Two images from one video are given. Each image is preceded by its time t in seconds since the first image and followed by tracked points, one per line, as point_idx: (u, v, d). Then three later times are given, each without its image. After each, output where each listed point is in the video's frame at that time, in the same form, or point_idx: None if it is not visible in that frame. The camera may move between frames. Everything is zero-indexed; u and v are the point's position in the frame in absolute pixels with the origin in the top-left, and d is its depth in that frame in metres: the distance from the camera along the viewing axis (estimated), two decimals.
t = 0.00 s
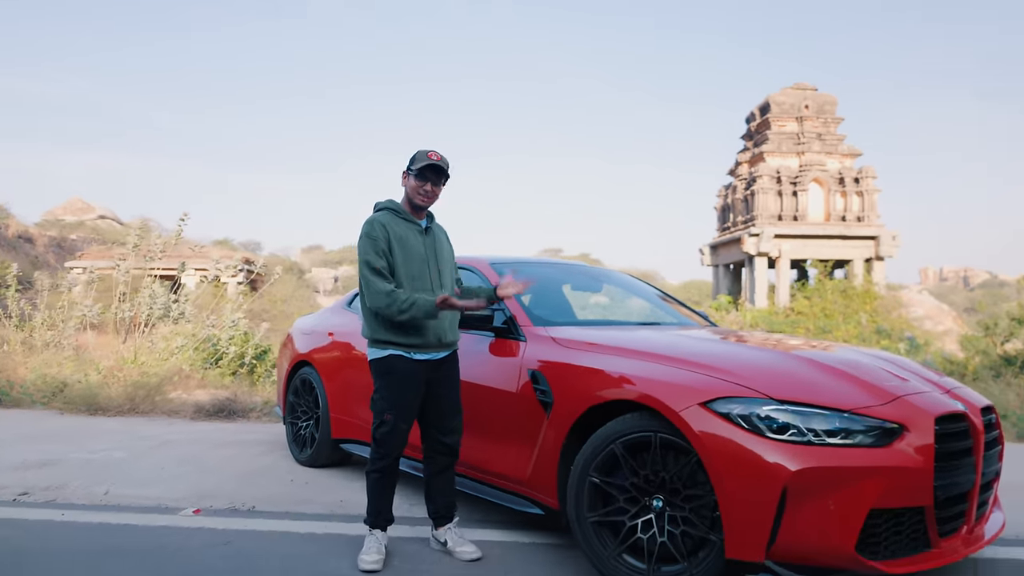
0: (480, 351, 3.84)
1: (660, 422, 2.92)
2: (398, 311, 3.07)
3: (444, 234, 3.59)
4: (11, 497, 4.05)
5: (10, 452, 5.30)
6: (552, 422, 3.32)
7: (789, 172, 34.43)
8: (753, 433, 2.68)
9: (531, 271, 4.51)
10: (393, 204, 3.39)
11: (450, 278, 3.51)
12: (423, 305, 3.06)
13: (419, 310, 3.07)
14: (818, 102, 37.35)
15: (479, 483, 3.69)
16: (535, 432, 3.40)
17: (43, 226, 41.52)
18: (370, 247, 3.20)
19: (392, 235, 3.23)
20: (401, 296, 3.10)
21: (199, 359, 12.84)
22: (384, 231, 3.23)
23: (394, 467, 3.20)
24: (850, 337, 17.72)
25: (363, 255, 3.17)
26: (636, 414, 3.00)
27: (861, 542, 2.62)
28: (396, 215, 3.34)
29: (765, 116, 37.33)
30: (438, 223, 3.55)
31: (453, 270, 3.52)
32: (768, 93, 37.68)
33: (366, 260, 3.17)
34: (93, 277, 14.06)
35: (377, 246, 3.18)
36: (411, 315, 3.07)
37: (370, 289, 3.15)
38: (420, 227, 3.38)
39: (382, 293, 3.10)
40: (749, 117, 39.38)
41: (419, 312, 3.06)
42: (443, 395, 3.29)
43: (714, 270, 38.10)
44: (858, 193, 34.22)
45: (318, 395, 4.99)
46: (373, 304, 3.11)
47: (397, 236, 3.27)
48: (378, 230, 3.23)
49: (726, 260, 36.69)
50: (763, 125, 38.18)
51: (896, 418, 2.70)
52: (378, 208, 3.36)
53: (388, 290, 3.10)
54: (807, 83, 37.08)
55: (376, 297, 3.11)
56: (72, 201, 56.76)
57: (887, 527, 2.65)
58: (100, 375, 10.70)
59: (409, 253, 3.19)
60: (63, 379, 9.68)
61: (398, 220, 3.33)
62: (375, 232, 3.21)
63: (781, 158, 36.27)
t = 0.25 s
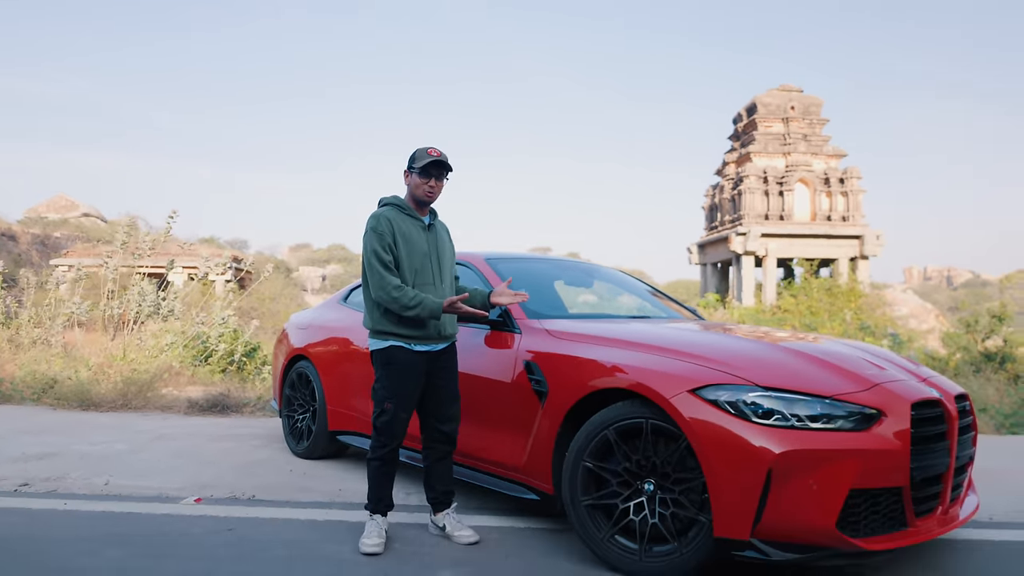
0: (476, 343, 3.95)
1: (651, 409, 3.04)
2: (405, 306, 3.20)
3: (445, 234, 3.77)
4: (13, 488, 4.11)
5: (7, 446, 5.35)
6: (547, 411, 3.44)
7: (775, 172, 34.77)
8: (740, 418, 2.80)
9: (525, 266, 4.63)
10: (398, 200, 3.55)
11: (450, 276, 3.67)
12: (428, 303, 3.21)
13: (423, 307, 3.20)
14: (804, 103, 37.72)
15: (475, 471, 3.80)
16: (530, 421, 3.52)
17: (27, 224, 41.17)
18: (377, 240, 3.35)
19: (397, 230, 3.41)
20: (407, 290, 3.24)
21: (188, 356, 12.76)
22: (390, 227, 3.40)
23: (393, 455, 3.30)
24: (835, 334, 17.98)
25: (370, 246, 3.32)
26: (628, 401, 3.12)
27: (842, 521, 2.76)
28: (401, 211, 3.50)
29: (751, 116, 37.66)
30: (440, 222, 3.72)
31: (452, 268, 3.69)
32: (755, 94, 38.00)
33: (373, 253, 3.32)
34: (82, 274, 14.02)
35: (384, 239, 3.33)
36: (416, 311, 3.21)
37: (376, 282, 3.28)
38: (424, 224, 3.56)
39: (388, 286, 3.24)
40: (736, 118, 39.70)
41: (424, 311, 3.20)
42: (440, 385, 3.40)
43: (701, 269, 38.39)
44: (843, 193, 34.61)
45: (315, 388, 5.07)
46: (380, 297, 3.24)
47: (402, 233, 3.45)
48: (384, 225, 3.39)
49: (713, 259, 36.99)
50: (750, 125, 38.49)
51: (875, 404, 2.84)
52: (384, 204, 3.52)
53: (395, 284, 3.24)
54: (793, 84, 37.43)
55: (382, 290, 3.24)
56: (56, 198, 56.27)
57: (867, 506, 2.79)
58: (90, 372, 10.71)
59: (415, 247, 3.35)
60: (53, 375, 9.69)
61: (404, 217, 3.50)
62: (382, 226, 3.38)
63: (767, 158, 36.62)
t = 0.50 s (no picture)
0: (465, 337, 4.04)
1: (636, 398, 3.14)
2: (396, 299, 3.36)
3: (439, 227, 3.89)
4: (5, 481, 4.15)
5: None
6: (535, 402, 3.53)
7: (758, 172, 35.09)
8: (722, 407, 2.91)
9: (513, 263, 4.72)
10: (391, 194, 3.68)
11: (444, 268, 3.80)
12: (419, 297, 3.36)
13: (414, 300, 3.35)
14: (786, 104, 38.12)
15: (464, 462, 3.88)
16: (518, 412, 3.61)
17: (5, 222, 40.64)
18: (370, 235, 3.49)
19: (390, 225, 3.54)
20: (399, 283, 3.39)
21: (172, 354, 12.39)
22: (382, 221, 3.53)
23: (387, 445, 3.45)
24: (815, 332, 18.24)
25: (364, 241, 3.46)
26: (614, 392, 3.23)
27: (818, 506, 2.87)
28: (395, 206, 3.63)
29: (734, 117, 37.99)
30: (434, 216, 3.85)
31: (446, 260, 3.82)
32: (738, 95, 38.35)
33: (367, 247, 3.46)
34: (65, 272, 13.92)
35: (376, 234, 3.47)
36: (407, 304, 3.36)
37: (369, 275, 3.44)
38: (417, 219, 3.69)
39: (381, 280, 3.39)
40: (719, 118, 40.04)
41: (415, 304, 3.35)
42: (431, 378, 3.57)
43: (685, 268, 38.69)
44: (824, 194, 35.03)
45: (304, 383, 5.14)
46: (373, 290, 3.40)
47: (395, 227, 3.58)
48: (378, 219, 3.53)
49: (696, 258, 37.30)
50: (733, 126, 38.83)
51: (851, 393, 2.96)
52: (378, 199, 3.66)
53: (387, 277, 3.39)
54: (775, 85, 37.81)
55: (374, 283, 3.39)
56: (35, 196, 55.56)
57: (842, 491, 2.91)
58: (73, 369, 10.66)
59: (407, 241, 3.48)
60: (37, 373, 9.64)
61: (397, 211, 3.62)
62: (374, 221, 3.51)
63: (750, 158, 36.97)
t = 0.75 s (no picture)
0: (456, 330, 4.08)
1: (626, 388, 3.21)
2: (383, 292, 3.43)
3: (434, 219, 3.94)
4: None
5: None
6: (526, 393, 3.59)
7: (742, 172, 35.37)
8: (709, 396, 2.98)
9: (503, 256, 4.76)
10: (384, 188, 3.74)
11: (438, 260, 3.85)
12: (406, 290, 3.42)
13: (401, 294, 3.42)
14: (770, 104, 38.41)
15: (457, 454, 3.93)
16: (510, 403, 3.66)
17: None
18: (360, 229, 3.56)
19: (380, 219, 3.60)
20: (387, 277, 3.46)
21: (157, 353, 11.84)
22: (373, 215, 3.59)
23: (380, 434, 3.55)
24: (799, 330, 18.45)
25: (354, 235, 3.53)
26: (604, 382, 3.29)
27: (804, 492, 2.95)
28: (386, 200, 3.69)
29: (719, 116, 38.23)
30: (428, 208, 3.89)
31: (440, 252, 3.87)
32: (723, 95, 38.59)
33: (357, 241, 3.53)
34: (49, 268, 13.78)
35: (366, 228, 3.54)
36: (394, 298, 3.43)
37: (359, 269, 3.51)
38: (409, 212, 3.74)
39: (370, 273, 3.47)
40: (704, 118, 40.29)
41: (402, 297, 3.42)
42: (425, 369, 3.64)
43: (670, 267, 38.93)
44: (807, 193, 35.35)
45: (295, 376, 5.16)
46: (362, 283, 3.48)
47: (386, 221, 3.63)
48: (369, 214, 3.59)
49: (682, 257, 37.55)
50: (718, 126, 39.06)
51: (835, 383, 3.04)
52: (370, 193, 3.72)
53: (375, 271, 3.46)
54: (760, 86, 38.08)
55: (364, 277, 3.47)
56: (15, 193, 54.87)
57: (826, 478, 2.98)
58: (57, 365, 10.57)
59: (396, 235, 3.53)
60: (21, 370, 9.56)
61: (388, 205, 3.68)
62: (365, 215, 3.58)
63: (734, 158, 37.24)
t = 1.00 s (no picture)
0: (449, 324, 4.14)
1: (616, 378, 3.29)
2: (374, 286, 3.49)
3: (427, 213, 4.00)
4: None
5: None
6: (518, 385, 3.66)
7: (726, 172, 35.66)
8: (697, 386, 3.07)
9: (493, 251, 4.82)
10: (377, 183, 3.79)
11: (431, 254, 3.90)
12: (397, 284, 3.47)
13: (392, 287, 3.47)
14: (754, 105, 38.71)
15: (449, 446, 3.99)
16: (502, 395, 3.73)
17: None
18: (353, 223, 3.62)
19: (373, 214, 3.66)
20: (378, 271, 3.52)
21: (142, 351, 11.63)
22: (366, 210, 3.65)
23: (374, 425, 3.61)
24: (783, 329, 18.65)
25: (347, 230, 3.60)
26: (594, 373, 3.37)
27: (788, 479, 3.04)
28: (379, 196, 3.75)
29: (703, 117, 38.51)
30: (421, 203, 3.95)
31: (433, 246, 3.93)
32: (708, 96, 38.84)
33: (349, 236, 3.59)
34: (32, 265, 13.63)
35: (359, 223, 3.60)
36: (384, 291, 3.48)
37: (351, 263, 3.57)
38: (402, 207, 3.80)
39: (362, 267, 3.53)
40: (689, 118, 40.55)
41: (392, 291, 3.47)
42: (418, 362, 3.70)
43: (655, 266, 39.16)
44: (791, 193, 35.69)
45: (286, 372, 5.19)
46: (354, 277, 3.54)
47: (379, 216, 3.69)
48: (362, 209, 3.65)
49: (667, 256, 37.78)
50: (702, 126, 39.32)
51: (818, 373, 3.13)
52: (364, 188, 3.77)
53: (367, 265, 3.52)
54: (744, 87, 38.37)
55: (356, 271, 3.53)
56: None
57: (810, 466, 3.08)
58: (41, 362, 10.46)
59: (389, 229, 3.59)
60: (5, 368, 9.47)
61: (381, 200, 3.74)
62: (358, 210, 3.63)
63: (719, 158, 37.54)
